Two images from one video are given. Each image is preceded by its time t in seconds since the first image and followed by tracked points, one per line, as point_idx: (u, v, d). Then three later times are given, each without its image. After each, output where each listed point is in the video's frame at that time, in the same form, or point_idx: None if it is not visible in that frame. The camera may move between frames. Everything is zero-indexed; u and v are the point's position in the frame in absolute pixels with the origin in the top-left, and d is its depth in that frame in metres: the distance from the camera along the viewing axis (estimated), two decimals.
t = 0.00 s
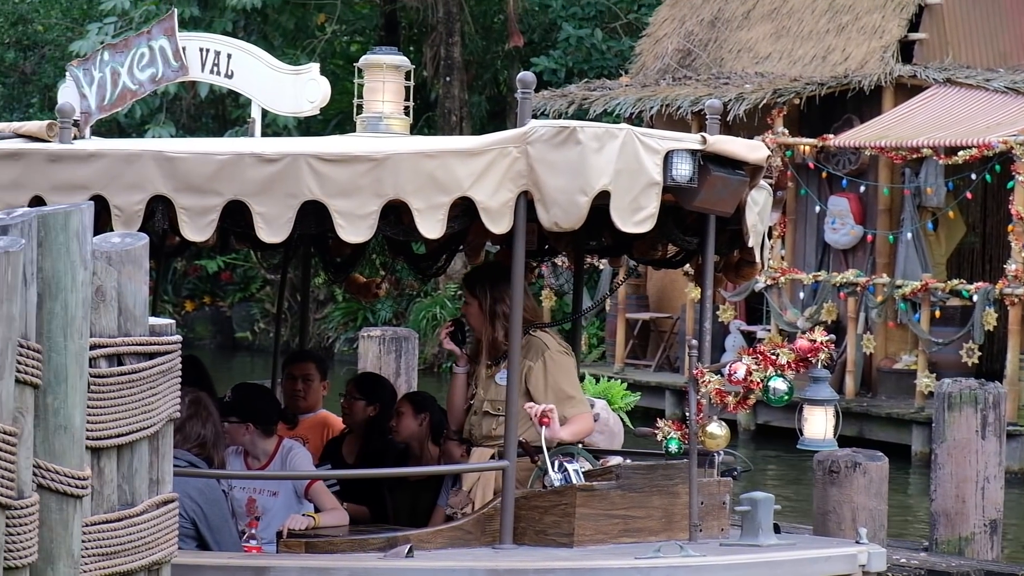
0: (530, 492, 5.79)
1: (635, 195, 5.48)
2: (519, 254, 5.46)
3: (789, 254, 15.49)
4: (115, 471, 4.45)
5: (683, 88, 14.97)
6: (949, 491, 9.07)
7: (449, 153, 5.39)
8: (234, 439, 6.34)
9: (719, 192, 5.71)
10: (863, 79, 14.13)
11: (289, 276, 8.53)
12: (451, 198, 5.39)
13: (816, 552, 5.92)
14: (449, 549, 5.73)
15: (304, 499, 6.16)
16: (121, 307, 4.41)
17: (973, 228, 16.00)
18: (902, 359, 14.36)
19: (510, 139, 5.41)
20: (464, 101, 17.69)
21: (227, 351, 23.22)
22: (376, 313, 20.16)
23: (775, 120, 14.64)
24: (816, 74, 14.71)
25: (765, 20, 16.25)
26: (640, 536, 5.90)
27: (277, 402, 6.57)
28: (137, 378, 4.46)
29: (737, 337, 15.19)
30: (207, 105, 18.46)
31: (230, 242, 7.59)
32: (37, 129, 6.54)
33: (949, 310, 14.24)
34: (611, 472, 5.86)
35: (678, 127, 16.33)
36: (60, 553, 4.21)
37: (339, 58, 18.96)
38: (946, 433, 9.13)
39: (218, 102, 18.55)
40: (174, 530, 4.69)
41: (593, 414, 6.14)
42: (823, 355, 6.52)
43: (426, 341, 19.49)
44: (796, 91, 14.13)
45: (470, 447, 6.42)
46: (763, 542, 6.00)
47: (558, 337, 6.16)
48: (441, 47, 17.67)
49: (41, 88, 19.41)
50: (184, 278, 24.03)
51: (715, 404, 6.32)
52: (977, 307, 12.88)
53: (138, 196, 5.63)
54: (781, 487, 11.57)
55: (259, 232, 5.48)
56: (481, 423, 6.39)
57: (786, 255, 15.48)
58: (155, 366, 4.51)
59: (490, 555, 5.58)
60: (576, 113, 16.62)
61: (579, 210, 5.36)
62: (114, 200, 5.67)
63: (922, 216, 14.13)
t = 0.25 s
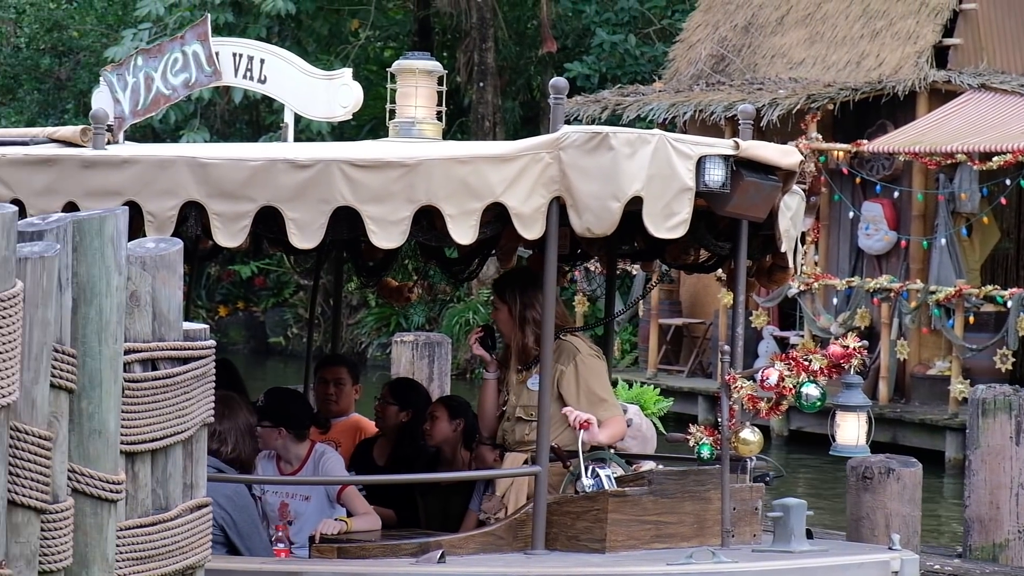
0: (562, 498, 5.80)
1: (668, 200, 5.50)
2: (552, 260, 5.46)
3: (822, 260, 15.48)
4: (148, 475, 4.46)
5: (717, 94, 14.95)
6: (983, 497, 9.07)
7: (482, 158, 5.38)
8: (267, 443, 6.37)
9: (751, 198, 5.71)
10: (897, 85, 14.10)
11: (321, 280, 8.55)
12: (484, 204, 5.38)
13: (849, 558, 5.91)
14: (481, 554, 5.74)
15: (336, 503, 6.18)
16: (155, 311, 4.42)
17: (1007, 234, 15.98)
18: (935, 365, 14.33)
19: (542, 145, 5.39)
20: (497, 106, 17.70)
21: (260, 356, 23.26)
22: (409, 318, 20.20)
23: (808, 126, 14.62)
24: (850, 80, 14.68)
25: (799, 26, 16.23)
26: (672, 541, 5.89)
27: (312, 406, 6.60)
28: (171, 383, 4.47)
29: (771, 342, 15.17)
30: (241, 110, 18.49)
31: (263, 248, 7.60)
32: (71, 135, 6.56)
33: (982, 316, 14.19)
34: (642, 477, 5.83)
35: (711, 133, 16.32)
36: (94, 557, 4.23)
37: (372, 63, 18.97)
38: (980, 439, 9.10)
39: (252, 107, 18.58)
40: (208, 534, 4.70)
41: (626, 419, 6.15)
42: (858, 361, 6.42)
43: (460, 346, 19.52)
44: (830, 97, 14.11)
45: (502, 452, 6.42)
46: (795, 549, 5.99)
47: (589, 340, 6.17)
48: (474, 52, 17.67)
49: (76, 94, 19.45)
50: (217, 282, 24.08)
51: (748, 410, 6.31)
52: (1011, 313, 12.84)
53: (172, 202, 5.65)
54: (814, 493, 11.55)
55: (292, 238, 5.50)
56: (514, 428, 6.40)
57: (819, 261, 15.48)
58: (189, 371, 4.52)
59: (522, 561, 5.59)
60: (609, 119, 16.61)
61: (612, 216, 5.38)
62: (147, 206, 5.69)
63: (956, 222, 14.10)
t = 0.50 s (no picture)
0: (589, 500, 5.80)
1: (696, 202, 5.50)
2: (579, 261, 5.47)
3: (851, 262, 15.46)
4: (177, 476, 4.47)
5: (746, 96, 14.94)
6: (1012, 501, 9.04)
7: (509, 160, 5.38)
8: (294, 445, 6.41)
9: (779, 200, 5.69)
10: (927, 88, 14.07)
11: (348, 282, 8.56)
12: (512, 206, 5.39)
13: (876, 561, 5.90)
14: (508, 556, 5.74)
15: (364, 504, 6.21)
16: (185, 312, 4.43)
17: None
18: (964, 369, 14.29)
19: (570, 146, 5.39)
20: (525, 108, 17.71)
21: (288, 357, 23.29)
22: (437, 319, 20.22)
23: (838, 129, 14.60)
24: (880, 82, 14.66)
25: (828, 29, 16.21)
26: (698, 543, 5.89)
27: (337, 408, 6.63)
28: (200, 384, 4.47)
29: (799, 345, 15.14)
30: (270, 112, 18.51)
31: (291, 248, 7.62)
32: (100, 136, 6.58)
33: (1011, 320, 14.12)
34: (669, 479, 5.84)
35: (740, 135, 16.30)
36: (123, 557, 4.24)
37: (401, 65, 18.98)
38: (1009, 443, 9.09)
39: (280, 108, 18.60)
40: (236, 534, 4.70)
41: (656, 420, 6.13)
42: (885, 362, 6.42)
43: (487, 348, 19.55)
44: (859, 100, 14.09)
45: (532, 453, 6.43)
46: (823, 551, 5.98)
47: (618, 339, 6.17)
48: (502, 54, 17.67)
49: (105, 96, 19.41)
50: (246, 284, 24.10)
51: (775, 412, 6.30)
52: None
53: (199, 203, 5.66)
54: (841, 496, 11.53)
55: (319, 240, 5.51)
56: (544, 429, 6.41)
57: (848, 264, 15.45)
58: (217, 372, 4.52)
59: (548, 562, 5.58)
60: (638, 121, 16.60)
61: (639, 218, 5.38)
62: (174, 208, 5.70)
63: (985, 226, 14.06)
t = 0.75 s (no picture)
0: (613, 499, 5.80)
1: (720, 201, 5.49)
2: (604, 260, 5.46)
3: (877, 262, 15.44)
4: (204, 476, 4.48)
5: (771, 96, 14.92)
6: None
7: (533, 159, 5.38)
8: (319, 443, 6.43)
9: (803, 198, 5.68)
10: (953, 87, 14.04)
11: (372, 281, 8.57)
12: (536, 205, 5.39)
13: (901, 560, 5.89)
14: (532, 555, 5.74)
15: (389, 503, 6.23)
16: (211, 313, 4.44)
17: None
18: (990, 369, 14.26)
19: (594, 145, 5.39)
20: (551, 109, 17.72)
21: (314, 358, 23.32)
22: (463, 319, 20.24)
23: (863, 129, 14.58)
24: (905, 82, 14.63)
25: (854, 29, 16.18)
26: (723, 543, 5.88)
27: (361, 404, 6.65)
28: (228, 384, 4.48)
29: (825, 345, 15.12)
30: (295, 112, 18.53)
31: (316, 248, 7.63)
32: (125, 136, 6.60)
33: None
34: (694, 478, 5.84)
35: (766, 135, 16.29)
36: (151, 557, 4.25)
37: (426, 66, 18.98)
38: None
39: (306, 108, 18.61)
40: (263, 534, 4.71)
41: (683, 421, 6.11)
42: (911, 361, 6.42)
43: (513, 348, 19.57)
44: (884, 99, 14.07)
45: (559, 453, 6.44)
46: (848, 550, 5.97)
47: (649, 340, 6.18)
48: (527, 54, 17.67)
49: (131, 97, 19.40)
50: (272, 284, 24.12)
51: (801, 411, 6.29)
52: None
53: (224, 203, 5.67)
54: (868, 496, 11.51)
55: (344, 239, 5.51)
56: (572, 428, 6.41)
57: (874, 263, 15.43)
58: (244, 372, 4.52)
59: (573, 562, 5.58)
60: (663, 121, 16.59)
61: (664, 217, 5.37)
62: (199, 207, 5.71)
63: (1011, 225, 14.04)
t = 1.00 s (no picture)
0: (653, 498, 5.79)
1: (756, 200, 5.47)
2: (642, 259, 5.46)
3: (917, 261, 15.40)
4: (245, 476, 4.49)
5: (809, 94, 14.90)
6: None
7: (571, 158, 5.39)
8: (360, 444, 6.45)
9: (842, 196, 5.66)
10: (992, 85, 13.99)
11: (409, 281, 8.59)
12: (574, 204, 5.39)
13: (942, 559, 5.88)
14: (571, 554, 5.74)
15: (429, 502, 6.24)
16: (251, 314, 4.45)
17: None
18: None
19: (631, 145, 5.41)
20: (588, 108, 17.72)
21: (353, 358, 23.36)
22: (501, 318, 20.28)
23: (903, 127, 14.53)
24: (945, 79, 14.59)
25: (892, 26, 16.14)
26: (763, 542, 5.87)
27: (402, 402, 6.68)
28: (269, 384, 4.49)
29: (865, 343, 15.09)
30: (334, 113, 18.53)
31: (353, 248, 7.64)
32: (163, 137, 6.62)
33: None
34: (733, 477, 5.81)
35: (804, 134, 16.27)
36: (192, 557, 4.26)
37: (463, 65, 18.99)
38: None
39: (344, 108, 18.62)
40: (304, 534, 4.72)
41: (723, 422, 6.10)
42: (949, 360, 6.43)
43: (551, 348, 19.59)
44: (923, 97, 14.02)
45: (598, 453, 6.44)
46: (889, 549, 5.96)
47: (690, 341, 6.15)
48: (565, 54, 17.67)
49: (170, 98, 19.40)
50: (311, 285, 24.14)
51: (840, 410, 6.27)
52: None
53: (262, 203, 5.69)
54: (909, 495, 11.49)
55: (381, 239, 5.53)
56: (612, 428, 6.41)
57: (914, 262, 15.39)
58: (285, 372, 4.52)
59: (613, 561, 5.58)
60: (701, 120, 16.57)
61: (701, 216, 5.36)
62: (237, 208, 5.73)
63: None
